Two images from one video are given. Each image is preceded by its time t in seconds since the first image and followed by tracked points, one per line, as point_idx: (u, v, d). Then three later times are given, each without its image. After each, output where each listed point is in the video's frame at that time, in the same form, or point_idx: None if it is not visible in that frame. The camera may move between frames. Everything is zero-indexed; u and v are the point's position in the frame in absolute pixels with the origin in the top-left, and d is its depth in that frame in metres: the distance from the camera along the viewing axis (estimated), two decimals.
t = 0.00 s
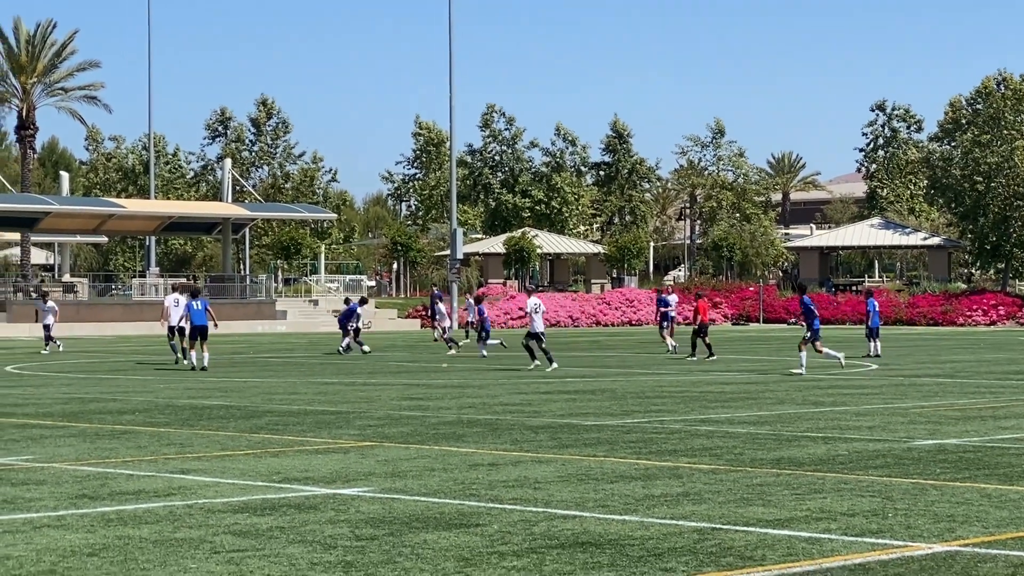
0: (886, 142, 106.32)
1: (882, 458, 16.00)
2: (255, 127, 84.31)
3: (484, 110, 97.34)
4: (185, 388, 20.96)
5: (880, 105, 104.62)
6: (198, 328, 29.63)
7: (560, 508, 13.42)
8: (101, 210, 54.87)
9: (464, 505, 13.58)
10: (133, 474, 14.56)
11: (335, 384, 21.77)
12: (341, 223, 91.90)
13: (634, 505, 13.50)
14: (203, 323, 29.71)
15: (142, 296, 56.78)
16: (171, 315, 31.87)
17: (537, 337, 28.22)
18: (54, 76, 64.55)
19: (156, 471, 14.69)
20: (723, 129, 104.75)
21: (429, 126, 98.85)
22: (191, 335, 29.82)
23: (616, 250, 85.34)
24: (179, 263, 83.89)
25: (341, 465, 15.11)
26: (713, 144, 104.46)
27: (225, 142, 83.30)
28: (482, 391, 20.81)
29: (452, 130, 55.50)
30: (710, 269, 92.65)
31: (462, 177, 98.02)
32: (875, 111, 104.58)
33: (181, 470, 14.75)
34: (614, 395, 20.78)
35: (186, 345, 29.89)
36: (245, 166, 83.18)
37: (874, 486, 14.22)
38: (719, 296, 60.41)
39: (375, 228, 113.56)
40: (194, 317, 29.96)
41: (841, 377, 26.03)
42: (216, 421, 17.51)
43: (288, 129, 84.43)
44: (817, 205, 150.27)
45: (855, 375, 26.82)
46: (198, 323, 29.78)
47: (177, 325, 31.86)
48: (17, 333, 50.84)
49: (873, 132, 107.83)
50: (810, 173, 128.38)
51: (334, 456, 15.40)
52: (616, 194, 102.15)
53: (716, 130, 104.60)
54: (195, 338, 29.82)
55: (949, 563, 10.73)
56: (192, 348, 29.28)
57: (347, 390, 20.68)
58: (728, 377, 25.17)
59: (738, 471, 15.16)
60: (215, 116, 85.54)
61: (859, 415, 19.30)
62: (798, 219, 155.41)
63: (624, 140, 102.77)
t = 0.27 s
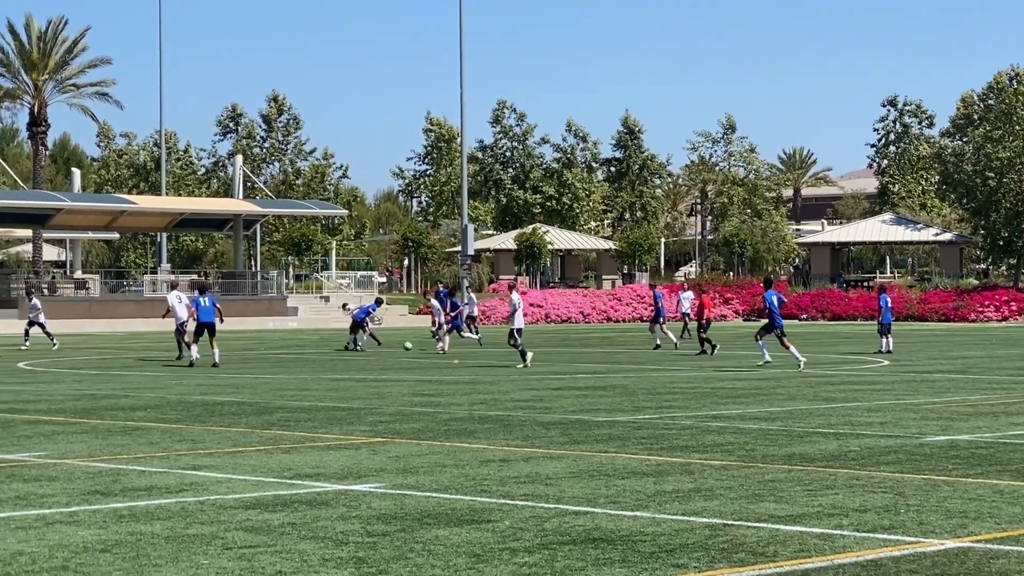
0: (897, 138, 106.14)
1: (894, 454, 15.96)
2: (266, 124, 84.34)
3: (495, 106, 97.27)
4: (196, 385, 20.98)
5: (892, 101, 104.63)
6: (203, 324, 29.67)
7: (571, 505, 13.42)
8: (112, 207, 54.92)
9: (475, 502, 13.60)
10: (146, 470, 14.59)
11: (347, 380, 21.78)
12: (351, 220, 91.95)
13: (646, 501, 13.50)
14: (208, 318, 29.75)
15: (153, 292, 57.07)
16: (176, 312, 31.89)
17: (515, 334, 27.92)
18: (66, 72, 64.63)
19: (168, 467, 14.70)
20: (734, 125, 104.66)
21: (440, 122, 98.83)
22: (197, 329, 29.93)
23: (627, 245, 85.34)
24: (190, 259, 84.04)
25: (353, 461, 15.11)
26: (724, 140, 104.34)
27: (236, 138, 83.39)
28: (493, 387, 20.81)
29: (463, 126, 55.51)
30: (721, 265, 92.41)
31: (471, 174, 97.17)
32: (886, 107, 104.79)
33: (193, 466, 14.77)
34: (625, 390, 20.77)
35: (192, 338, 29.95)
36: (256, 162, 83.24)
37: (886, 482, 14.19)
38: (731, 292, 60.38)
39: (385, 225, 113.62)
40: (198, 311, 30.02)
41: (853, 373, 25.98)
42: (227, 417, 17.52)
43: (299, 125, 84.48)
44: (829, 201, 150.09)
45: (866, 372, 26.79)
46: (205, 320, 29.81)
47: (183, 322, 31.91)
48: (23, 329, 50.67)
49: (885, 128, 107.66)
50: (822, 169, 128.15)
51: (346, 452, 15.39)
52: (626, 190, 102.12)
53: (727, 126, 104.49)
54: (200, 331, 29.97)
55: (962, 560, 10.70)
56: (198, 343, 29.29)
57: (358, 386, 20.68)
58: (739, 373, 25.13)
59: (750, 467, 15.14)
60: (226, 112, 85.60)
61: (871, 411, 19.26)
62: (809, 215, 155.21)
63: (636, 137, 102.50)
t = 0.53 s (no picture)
0: (912, 135, 105.82)
1: (909, 451, 15.92)
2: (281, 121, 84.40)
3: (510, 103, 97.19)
4: (211, 382, 21.03)
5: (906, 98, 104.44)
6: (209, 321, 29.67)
7: (586, 502, 13.41)
8: (126, 204, 54.98)
9: (490, 499, 13.60)
10: (160, 467, 14.62)
11: (362, 377, 21.81)
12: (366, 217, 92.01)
13: (661, 498, 13.47)
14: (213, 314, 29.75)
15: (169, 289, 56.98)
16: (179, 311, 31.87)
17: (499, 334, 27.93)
18: (81, 70, 64.75)
19: (183, 464, 14.72)
20: (749, 122, 104.42)
21: (454, 119, 98.65)
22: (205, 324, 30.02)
23: (642, 243, 85.29)
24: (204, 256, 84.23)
25: (368, 458, 15.12)
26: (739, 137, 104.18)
27: (250, 136, 83.49)
28: (508, 384, 20.82)
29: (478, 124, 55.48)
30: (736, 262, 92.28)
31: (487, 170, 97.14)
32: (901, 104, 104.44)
33: (207, 463, 14.78)
34: (640, 387, 20.77)
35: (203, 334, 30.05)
36: (270, 160, 83.30)
37: (901, 479, 14.16)
38: (745, 289, 60.34)
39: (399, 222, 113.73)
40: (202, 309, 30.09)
41: (867, 370, 25.95)
42: (242, 414, 17.54)
43: (313, 123, 84.53)
44: (843, 198, 149.84)
45: (882, 368, 26.78)
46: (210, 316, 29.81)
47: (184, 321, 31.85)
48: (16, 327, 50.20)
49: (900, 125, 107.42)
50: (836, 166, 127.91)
51: (361, 450, 15.41)
52: (641, 187, 102.00)
53: (742, 122, 104.30)
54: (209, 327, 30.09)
55: (978, 556, 10.67)
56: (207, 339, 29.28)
57: (373, 383, 20.74)
58: (753, 370, 25.14)
59: (764, 464, 15.11)
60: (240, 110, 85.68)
61: (886, 408, 19.23)
62: (824, 211, 154.98)
63: (650, 133, 102.18)
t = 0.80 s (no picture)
0: (932, 133, 105.47)
1: (928, 450, 15.87)
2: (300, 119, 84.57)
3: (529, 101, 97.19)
4: (230, 380, 21.10)
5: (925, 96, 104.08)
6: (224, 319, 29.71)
7: (605, 500, 13.41)
8: (146, 203, 55.21)
9: (508, 497, 13.61)
10: (180, 465, 14.67)
11: (381, 375, 21.84)
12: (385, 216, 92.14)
13: (680, 497, 13.46)
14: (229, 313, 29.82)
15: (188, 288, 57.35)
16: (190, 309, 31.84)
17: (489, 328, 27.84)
18: (101, 68, 65.02)
19: (203, 462, 14.77)
20: (768, 120, 104.21)
21: (473, 118, 98.49)
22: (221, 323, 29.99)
23: (661, 241, 85.23)
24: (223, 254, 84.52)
25: (387, 456, 15.14)
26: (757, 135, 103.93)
27: (269, 134, 83.69)
28: (526, 382, 20.83)
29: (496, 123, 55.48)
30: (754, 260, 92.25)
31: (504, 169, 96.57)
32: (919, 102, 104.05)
33: (227, 462, 14.83)
34: (659, 386, 20.76)
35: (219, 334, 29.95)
36: (289, 158, 83.50)
37: (920, 478, 14.12)
38: (764, 287, 60.26)
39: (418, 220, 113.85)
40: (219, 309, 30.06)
41: (886, 369, 25.88)
42: (261, 413, 17.58)
43: (332, 121, 84.68)
44: (863, 196, 149.45)
45: (901, 367, 26.71)
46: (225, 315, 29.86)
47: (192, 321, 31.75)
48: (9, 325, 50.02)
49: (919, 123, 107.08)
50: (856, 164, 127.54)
51: (380, 448, 15.42)
52: (660, 185, 101.84)
53: (761, 120, 104.04)
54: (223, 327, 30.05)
55: (998, 555, 10.64)
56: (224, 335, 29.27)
57: (392, 381, 20.79)
58: (771, 368, 25.11)
59: (783, 462, 15.09)
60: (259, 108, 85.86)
61: (905, 407, 19.18)
62: (843, 209, 154.62)
63: (669, 132, 101.94)
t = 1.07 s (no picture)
0: (958, 131, 104.99)
1: (954, 449, 15.79)
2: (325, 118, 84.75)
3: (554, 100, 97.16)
4: (254, 378, 21.18)
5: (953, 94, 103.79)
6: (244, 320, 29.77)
7: (630, 498, 13.41)
8: (171, 201, 55.47)
9: (533, 495, 13.64)
10: (207, 463, 14.73)
11: (405, 373, 21.88)
12: (409, 214, 92.24)
13: (705, 495, 13.45)
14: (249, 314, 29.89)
15: (212, 286, 57.50)
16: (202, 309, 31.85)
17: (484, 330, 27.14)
18: (126, 67, 65.32)
19: (229, 460, 14.82)
20: (793, 119, 103.78)
21: (497, 116, 98.41)
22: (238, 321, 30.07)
23: (685, 239, 85.09)
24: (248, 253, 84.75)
25: (412, 454, 15.16)
26: (782, 133, 103.48)
27: (294, 133, 83.92)
28: (551, 380, 20.84)
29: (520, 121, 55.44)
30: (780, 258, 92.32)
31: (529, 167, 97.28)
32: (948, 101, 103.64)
33: (253, 459, 14.87)
34: (684, 384, 20.74)
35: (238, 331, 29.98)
36: (314, 156, 83.70)
37: (946, 477, 14.04)
38: (789, 286, 60.06)
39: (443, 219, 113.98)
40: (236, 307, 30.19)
41: (912, 367, 25.78)
42: (286, 411, 17.61)
43: (357, 119, 84.76)
44: (887, 194, 148.93)
45: (927, 365, 26.60)
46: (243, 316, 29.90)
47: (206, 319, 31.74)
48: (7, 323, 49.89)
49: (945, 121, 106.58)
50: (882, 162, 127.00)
51: (405, 445, 15.43)
52: (685, 183, 101.69)
53: (786, 119, 103.62)
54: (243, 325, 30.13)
55: None
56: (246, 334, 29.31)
57: (417, 379, 20.83)
58: (795, 366, 25.04)
59: (808, 461, 15.06)
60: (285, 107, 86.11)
61: (932, 405, 19.10)
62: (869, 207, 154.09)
63: (693, 130, 101.80)
